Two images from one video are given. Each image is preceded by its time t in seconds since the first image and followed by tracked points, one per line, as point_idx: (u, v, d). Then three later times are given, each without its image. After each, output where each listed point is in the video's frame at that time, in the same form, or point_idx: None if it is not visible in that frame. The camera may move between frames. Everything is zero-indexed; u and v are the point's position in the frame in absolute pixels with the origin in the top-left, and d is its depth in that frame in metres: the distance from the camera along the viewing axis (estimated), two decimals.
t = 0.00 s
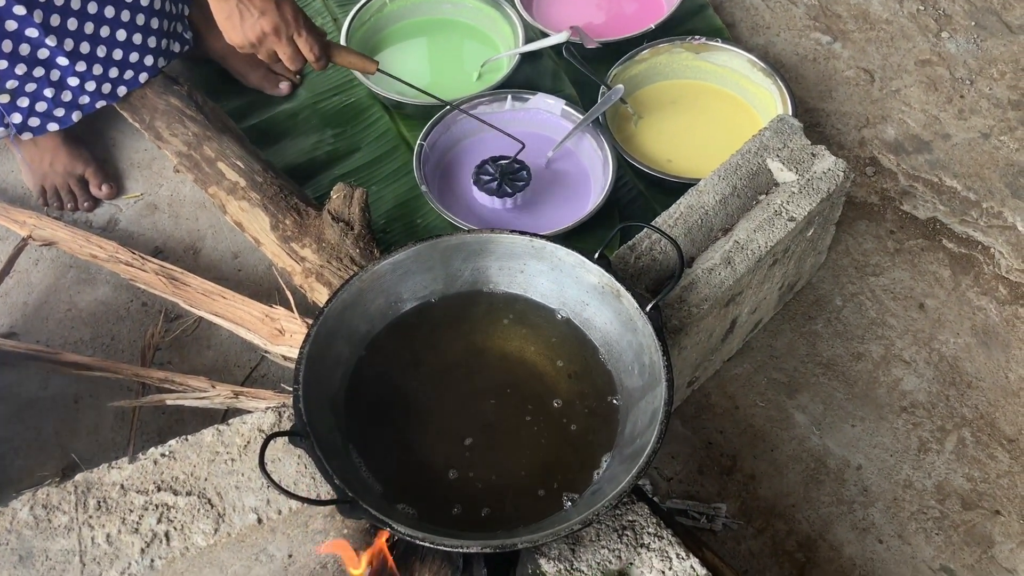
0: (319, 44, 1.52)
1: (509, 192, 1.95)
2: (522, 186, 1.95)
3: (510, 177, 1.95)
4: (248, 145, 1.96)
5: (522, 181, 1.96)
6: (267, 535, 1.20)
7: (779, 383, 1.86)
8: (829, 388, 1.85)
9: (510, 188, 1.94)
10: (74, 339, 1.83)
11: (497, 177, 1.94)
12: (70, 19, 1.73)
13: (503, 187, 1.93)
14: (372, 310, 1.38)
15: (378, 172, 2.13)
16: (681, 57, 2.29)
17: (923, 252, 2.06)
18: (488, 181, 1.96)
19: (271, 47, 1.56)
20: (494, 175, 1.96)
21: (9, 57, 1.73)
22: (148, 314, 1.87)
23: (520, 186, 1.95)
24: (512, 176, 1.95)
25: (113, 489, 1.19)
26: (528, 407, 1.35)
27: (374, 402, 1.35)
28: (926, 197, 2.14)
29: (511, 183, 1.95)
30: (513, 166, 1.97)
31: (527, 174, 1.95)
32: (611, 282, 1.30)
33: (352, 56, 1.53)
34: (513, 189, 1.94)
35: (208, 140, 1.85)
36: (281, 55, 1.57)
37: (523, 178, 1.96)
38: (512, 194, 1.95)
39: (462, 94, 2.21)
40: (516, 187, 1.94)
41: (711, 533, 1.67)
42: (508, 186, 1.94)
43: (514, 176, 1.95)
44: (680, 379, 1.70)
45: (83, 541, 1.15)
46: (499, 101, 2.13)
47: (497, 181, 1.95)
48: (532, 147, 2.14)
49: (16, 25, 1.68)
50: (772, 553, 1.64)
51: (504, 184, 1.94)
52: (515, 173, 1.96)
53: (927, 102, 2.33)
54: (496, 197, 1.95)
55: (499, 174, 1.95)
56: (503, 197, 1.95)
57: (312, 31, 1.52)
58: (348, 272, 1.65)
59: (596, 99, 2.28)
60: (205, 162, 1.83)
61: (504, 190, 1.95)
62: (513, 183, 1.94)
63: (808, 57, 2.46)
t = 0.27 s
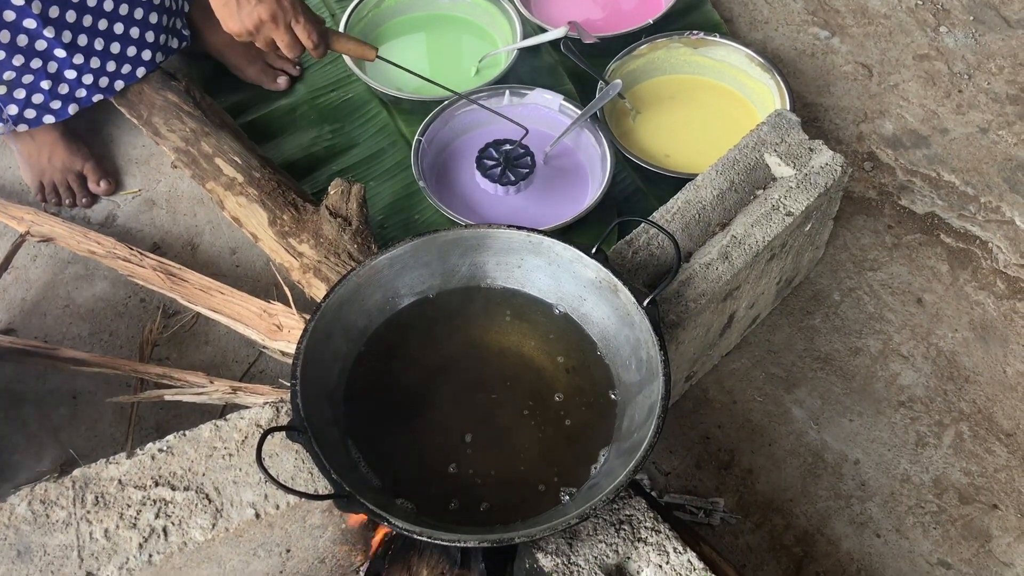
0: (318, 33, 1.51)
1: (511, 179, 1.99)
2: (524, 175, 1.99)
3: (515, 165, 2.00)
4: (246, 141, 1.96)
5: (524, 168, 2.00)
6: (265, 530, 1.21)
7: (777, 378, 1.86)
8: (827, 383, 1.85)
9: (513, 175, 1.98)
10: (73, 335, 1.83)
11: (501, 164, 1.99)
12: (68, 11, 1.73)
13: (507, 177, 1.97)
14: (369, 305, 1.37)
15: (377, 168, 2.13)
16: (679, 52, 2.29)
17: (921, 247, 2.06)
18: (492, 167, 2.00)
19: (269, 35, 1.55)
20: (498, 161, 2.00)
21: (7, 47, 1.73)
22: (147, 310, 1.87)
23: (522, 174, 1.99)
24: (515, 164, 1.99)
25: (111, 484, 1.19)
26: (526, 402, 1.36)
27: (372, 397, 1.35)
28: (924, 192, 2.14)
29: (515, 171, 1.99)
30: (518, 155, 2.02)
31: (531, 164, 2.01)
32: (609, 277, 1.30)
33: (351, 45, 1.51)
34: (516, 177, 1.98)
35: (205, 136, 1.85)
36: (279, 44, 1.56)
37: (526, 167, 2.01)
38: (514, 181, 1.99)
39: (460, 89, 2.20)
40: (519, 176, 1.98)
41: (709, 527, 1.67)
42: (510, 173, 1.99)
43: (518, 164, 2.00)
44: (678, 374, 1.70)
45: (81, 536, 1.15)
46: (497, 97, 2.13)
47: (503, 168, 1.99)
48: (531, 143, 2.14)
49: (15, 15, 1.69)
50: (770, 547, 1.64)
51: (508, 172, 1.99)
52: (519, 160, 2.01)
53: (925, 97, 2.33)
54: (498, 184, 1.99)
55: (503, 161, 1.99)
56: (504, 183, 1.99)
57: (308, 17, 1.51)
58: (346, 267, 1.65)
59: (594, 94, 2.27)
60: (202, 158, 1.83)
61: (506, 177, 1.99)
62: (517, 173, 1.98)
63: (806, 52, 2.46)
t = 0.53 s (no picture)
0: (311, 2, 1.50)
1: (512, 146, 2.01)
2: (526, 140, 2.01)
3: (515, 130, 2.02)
4: (245, 137, 1.96)
5: (525, 134, 2.02)
6: (266, 525, 1.21)
7: (776, 373, 1.86)
8: (826, 378, 1.86)
9: (514, 141, 2.00)
10: (73, 330, 1.83)
11: (501, 130, 2.01)
12: None
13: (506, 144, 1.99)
14: (369, 301, 1.38)
15: (376, 164, 2.13)
16: (678, 48, 2.29)
17: (921, 243, 2.06)
18: (492, 133, 2.01)
19: None
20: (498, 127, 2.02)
21: None
22: (147, 306, 1.87)
23: (522, 139, 2.01)
24: (515, 130, 2.01)
25: (112, 479, 1.19)
26: (525, 396, 1.36)
27: (372, 393, 1.35)
28: (923, 188, 2.14)
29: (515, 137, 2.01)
30: (518, 120, 2.03)
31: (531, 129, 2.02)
32: (608, 272, 1.31)
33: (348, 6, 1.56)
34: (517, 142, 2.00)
35: (205, 132, 1.85)
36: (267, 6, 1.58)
37: (527, 133, 2.02)
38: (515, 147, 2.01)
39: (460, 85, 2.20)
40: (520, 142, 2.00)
41: (708, 522, 1.67)
42: (511, 138, 2.01)
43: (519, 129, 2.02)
44: (677, 369, 1.71)
45: (81, 530, 1.15)
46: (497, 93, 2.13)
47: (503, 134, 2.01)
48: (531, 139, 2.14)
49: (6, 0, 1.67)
50: (769, 542, 1.65)
51: (508, 137, 2.01)
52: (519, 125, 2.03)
53: (924, 94, 2.33)
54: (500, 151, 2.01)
55: (503, 127, 2.01)
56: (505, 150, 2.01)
57: None
58: (346, 263, 1.65)
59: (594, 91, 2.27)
60: (202, 154, 1.83)
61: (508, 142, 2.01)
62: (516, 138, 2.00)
63: (806, 49, 2.46)
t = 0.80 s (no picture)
0: None
1: (507, 80, 1.89)
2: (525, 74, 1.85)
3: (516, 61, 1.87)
4: (247, 133, 1.96)
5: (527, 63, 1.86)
6: (267, 520, 1.21)
7: (777, 370, 1.87)
8: (827, 375, 1.86)
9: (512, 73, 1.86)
10: (74, 327, 1.83)
11: (501, 59, 1.86)
12: None
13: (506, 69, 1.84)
14: (370, 297, 1.38)
15: (377, 161, 2.13)
16: (680, 45, 2.28)
17: (921, 240, 2.06)
18: (490, 62, 1.88)
19: None
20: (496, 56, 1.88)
21: None
22: (148, 302, 1.87)
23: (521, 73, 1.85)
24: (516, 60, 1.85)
25: (113, 474, 1.19)
26: (526, 393, 1.36)
27: (373, 389, 1.35)
28: (924, 185, 2.14)
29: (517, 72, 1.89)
30: (523, 48, 1.86)
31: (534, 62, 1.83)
32: (610, 269, 1.31)
33: None
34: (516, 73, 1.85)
35: (207, 129, 1.84)
36: None
37: (529, 68, 1.90)
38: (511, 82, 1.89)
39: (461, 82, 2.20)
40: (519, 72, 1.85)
41: (708, 519, 1.67)
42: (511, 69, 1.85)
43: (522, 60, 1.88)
44: (678, 366, 1.71)
45: (84, 525, 1.15)
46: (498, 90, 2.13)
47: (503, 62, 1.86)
48: (531, 137, 2.14)
49: None
50: (769, 539, 1.65)
51: (508, 68, 1.87)
52: (524, 58, 1.89)
53: (925, 91, 2.33)
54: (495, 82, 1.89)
55: (502, 55, 1.87)
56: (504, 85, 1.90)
57: None
58: (347, 259, 1.65)
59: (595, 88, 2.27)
60: (203, 151, 1.83)
61: (507, 72, 1.87)
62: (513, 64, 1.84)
63: (806, 47, 2.46)
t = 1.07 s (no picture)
0: None
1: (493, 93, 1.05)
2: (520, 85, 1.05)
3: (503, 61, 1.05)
4: (247, 130, 1.95)
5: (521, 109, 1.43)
6: (268, 517, 1.21)
7: (777, 368, 1.86)
8: (827, 372, 1.86)
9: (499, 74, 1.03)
10: (74, 323, 1.82)
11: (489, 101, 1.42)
12: None
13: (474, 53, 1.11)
14: (371, 293, 1.37)
15: (378, 158, 2.12)
16: (681, 43, 2.28)
17: (922, 238, 2.06)
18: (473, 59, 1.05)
19: None
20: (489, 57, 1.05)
21: None
22: (148, 299, 1.87)
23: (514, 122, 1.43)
24: (508, 105, 1.42)
25: (114, 470, 1.19)
26: (527, 389, 1.36)
27: (374, 385, 1.35)
28: (925, 183, 2.14)
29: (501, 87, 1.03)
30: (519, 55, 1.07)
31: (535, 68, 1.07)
32: (611, 266, 1.31)
33: None
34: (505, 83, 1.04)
35: (207, 125, 1.84)
36: None
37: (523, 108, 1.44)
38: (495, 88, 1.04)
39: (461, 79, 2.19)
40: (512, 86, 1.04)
41: (709, 516, 1.66)
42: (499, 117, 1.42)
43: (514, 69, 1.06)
44: (679, 363, 1.71)
45: (84, 521, 1.15)
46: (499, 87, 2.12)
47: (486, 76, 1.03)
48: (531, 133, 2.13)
49: None
50: (770, 536, 1.65)
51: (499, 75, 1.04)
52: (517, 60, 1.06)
53: (926, 89, 2.32)
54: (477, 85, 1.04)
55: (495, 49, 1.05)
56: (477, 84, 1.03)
57: None
58: (347, 256, 1.65)
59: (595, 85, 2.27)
60: (204, 147, 1.82)
61: (491, 114, 1.42)
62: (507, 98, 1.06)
63: (807, 44, 2.45)
